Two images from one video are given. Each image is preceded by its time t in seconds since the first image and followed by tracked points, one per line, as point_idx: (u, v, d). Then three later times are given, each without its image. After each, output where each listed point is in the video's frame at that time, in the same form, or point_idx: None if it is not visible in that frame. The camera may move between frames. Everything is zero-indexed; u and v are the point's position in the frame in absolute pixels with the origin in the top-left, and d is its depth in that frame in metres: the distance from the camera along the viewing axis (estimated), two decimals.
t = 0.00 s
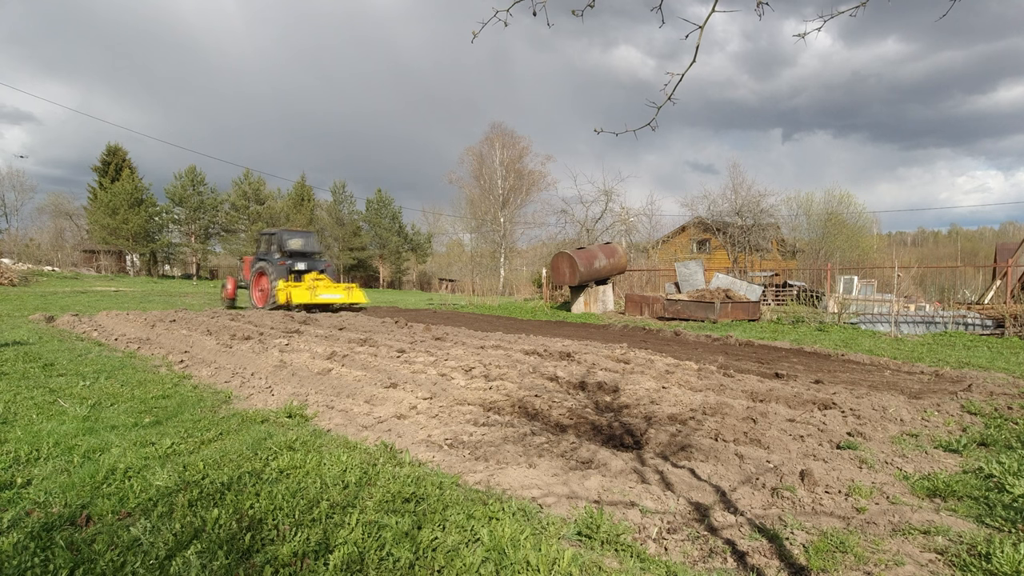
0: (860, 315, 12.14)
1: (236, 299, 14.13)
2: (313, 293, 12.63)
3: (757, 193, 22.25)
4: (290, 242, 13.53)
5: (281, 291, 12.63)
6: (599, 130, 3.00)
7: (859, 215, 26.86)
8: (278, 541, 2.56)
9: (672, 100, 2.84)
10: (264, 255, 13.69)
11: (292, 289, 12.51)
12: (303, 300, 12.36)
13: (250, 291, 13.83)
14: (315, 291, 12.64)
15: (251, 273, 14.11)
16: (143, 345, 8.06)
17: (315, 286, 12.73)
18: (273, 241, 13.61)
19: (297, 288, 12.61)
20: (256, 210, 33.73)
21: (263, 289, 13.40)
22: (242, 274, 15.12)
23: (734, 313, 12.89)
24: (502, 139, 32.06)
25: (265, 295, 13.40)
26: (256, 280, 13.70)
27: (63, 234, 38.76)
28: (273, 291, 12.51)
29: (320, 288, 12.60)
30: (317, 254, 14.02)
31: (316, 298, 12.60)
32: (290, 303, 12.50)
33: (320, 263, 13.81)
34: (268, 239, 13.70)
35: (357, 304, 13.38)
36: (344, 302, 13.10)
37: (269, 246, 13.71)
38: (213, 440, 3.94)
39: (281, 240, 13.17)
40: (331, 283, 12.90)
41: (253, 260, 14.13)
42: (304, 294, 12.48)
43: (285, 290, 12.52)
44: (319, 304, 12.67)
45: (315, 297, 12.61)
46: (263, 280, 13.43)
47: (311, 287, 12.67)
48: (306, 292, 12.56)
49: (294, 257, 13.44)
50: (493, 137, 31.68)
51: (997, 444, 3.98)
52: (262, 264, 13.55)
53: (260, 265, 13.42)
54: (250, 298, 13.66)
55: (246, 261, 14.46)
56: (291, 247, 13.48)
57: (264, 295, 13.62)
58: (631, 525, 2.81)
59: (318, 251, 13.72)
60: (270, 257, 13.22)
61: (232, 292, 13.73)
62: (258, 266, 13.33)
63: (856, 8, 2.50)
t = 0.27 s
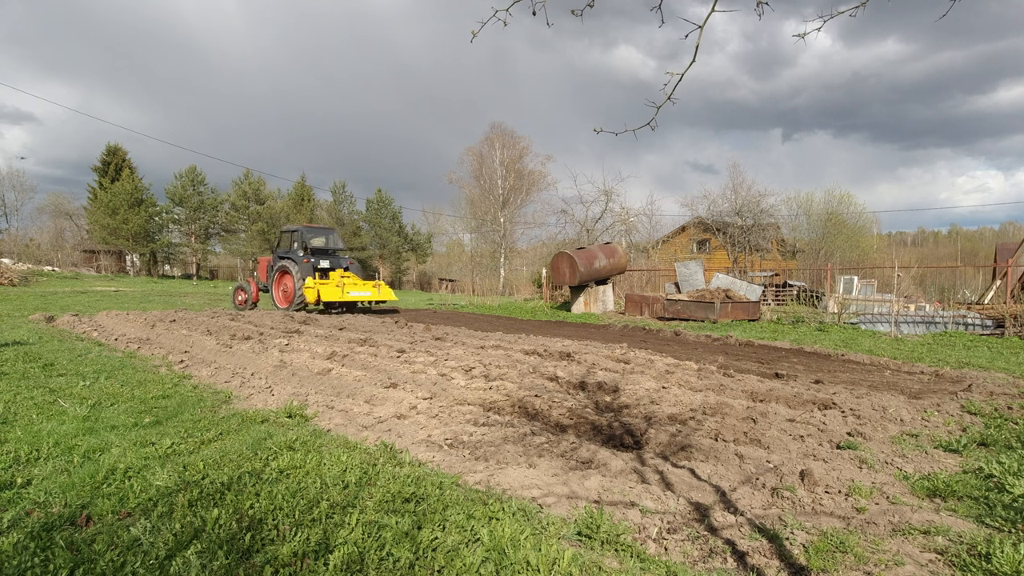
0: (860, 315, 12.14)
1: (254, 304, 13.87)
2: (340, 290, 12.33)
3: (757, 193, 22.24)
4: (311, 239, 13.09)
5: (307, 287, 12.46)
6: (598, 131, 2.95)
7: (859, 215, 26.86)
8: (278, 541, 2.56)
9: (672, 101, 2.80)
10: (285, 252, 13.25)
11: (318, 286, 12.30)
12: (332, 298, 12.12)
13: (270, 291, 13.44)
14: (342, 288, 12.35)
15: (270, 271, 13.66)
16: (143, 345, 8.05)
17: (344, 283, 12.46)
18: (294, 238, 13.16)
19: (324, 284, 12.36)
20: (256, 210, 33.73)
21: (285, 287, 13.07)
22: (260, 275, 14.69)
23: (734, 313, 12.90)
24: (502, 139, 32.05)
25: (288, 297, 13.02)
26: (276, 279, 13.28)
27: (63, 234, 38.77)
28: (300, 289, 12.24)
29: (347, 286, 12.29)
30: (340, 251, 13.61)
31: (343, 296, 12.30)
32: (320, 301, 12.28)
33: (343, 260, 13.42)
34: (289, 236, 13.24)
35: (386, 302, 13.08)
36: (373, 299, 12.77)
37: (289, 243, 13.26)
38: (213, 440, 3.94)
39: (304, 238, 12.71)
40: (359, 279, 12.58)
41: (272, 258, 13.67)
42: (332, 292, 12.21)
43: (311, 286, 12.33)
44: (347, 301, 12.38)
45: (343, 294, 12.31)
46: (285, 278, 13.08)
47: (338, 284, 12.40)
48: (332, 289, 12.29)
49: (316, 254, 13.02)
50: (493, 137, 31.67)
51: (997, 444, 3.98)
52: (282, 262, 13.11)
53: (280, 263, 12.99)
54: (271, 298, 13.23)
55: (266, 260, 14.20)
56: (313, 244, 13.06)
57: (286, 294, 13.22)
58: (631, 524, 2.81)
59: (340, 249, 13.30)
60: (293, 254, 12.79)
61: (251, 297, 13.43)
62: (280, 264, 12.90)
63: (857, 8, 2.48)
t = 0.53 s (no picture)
0: (860, 315, 12.14)
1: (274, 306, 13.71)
2: (363, 290, 11.97)
3: (757, 193, 22.23)
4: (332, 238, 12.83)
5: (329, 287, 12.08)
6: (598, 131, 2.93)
7: (859, 215, 26.87)
8: (278, 541, 2.56)
9: (672, 101, 2.79)
10: (305, 251, 12.99)
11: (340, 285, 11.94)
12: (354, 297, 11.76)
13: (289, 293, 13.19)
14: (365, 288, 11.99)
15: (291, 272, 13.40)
16: (143, 345, 8.05)
17: (366, 283, 12.13)
18: (314, 237, 12.89)
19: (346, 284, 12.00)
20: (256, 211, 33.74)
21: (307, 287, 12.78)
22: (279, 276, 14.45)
23: (734, 313, 12.89)
24: (502, 139, 32.04)
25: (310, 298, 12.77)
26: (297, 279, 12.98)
27: (63, 234, 38.76)
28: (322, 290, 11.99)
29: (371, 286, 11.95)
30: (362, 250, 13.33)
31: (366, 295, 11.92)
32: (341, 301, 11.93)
33: (364, 259, 13.17)
34: (309, 234, 12.96)
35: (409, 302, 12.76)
36: (396, 299, 12.50)
37: (309, 242, 13.00)
38: (213, 440, 3.94)
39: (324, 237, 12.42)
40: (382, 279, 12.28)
41: (292, 257, 13.40)
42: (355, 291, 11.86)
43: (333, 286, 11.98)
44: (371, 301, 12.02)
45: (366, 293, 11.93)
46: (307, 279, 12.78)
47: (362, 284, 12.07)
48: (355, 289, 11.93)
49: (337, 254, 12.77)
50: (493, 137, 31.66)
51: (997, 444, 3.98)
52: (302, 262, 12.86)
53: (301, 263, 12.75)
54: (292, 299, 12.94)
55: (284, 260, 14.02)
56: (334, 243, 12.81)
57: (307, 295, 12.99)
58: (631, 525, 2.81)
59: (361, 248, 13.05)
60: (314, 254, 12.54)
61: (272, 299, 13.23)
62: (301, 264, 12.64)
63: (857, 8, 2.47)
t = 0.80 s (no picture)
0: (860, 315, 12.14)
1: (287, 305, 13.58)
2: (374, 292, 11.55)
3: (757, 193, 22.22)
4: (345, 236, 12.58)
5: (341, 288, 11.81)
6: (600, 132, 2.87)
7: (859, 215, 26.86)
8: (278, 541, 2.56)
9: (671, 101, 2.76)
10: (320, 250, 12.81)
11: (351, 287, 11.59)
12: (366, 300, 11.37)
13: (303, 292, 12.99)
14: (376, 290, 11.57)
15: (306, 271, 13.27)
16: (143, 345, 8.05)
17: (379, 285, 11.71)
18: (328, 236, 12.68)
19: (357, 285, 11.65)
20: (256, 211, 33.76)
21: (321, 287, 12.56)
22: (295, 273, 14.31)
23: (734, 313, 12.89)
24: (502, 139, 32.03)
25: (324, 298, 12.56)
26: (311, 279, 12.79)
27: (63, 235, 38.75)
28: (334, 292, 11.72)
29: (383, 287, 11.48)
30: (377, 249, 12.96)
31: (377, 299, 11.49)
32: (352, 304, 11.56)
33: (379, 258, 12.88)
34: (324, 233, 12.75)
35: (425, 303, 12.31)
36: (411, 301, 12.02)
37: (323, 242, 12.80)
38: (213, 440, 3.94)
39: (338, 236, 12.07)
40: (396, 280, 11.84)
41: (308, 256, 13.26)
42: (366, 294, 11.45)
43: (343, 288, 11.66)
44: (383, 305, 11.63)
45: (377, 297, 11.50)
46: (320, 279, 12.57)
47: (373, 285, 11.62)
48: (365, 291, 11.50)
49: (351, 253, 12.53)
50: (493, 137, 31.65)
51: (997, 444, 3.98)
52: (317, 261, 12.69)
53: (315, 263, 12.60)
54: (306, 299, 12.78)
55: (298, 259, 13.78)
56: (347, 242, 12.56)
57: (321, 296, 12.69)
58: (632, 525, 2.81)
59: (376, 246, 12.75)
60: (328, 254, 12.33)
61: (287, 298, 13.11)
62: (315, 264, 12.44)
63: (858, 8, 2.45)
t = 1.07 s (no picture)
0: (860, 315, 12.13)
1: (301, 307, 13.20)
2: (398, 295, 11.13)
3: (757, 193, 22.23)
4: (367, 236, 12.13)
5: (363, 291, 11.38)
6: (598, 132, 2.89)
7: (859, 215, 26.85)
8: (278, 541, 2.56)
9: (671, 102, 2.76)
10: (341, 250, 12.38)
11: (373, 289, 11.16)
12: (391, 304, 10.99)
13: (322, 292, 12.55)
14: (401, 293, 11.16)
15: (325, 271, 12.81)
16: (143, 345, 8.05)
17: (403, 288, 11.29)
18: (349, 235, 12.24)
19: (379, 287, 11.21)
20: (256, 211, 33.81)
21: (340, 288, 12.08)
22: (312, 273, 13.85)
23: (734, 313, 12.89)
24: (502, 139, 32.04)
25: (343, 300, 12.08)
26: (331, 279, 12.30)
27: (63, 235, 38.74)
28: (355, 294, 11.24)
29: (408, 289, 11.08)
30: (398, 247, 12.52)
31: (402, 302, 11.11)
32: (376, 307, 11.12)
33: (402, 259, 12.41)
34: (345, 232, 12.32)
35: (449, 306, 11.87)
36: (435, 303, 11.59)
37: (344, 241, 12.37)
38: (213, 440, 3.93)
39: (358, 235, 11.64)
40: (420, 282, 11.42)
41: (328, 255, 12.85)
42: (390, 298, 11.04)
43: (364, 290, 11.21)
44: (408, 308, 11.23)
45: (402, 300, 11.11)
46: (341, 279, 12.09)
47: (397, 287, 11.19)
48: (389, 294, 11.09)
49: (372, 253, 12.07)
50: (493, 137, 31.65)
51: (997, 444, 3.98)
52: (337, 261, 12.26)
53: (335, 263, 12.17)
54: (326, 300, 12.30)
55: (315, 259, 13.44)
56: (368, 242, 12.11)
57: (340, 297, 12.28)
58: (631, 524, 2.81)
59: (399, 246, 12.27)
60: (348, 254, 11.89)
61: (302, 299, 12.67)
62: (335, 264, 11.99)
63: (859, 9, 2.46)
